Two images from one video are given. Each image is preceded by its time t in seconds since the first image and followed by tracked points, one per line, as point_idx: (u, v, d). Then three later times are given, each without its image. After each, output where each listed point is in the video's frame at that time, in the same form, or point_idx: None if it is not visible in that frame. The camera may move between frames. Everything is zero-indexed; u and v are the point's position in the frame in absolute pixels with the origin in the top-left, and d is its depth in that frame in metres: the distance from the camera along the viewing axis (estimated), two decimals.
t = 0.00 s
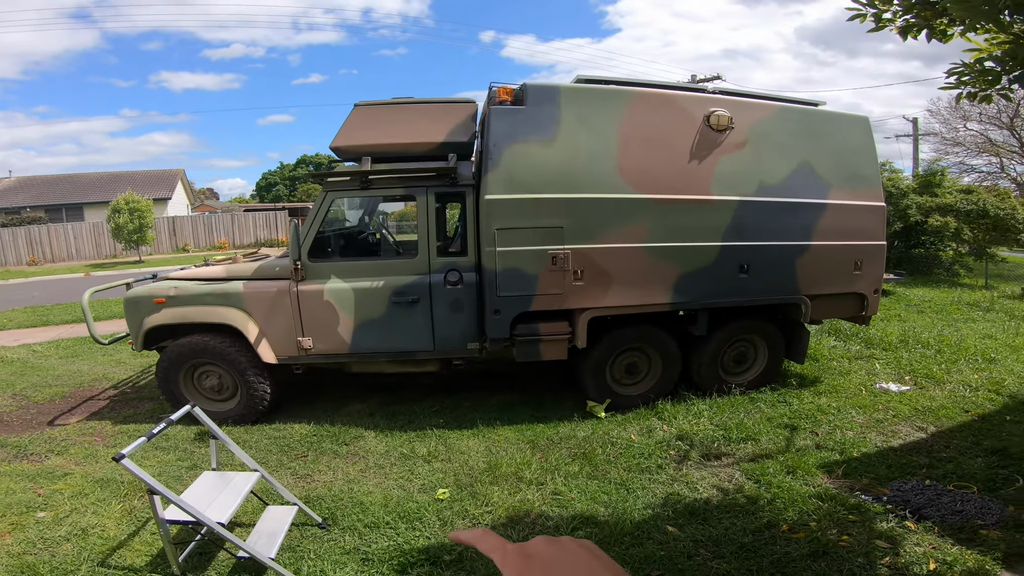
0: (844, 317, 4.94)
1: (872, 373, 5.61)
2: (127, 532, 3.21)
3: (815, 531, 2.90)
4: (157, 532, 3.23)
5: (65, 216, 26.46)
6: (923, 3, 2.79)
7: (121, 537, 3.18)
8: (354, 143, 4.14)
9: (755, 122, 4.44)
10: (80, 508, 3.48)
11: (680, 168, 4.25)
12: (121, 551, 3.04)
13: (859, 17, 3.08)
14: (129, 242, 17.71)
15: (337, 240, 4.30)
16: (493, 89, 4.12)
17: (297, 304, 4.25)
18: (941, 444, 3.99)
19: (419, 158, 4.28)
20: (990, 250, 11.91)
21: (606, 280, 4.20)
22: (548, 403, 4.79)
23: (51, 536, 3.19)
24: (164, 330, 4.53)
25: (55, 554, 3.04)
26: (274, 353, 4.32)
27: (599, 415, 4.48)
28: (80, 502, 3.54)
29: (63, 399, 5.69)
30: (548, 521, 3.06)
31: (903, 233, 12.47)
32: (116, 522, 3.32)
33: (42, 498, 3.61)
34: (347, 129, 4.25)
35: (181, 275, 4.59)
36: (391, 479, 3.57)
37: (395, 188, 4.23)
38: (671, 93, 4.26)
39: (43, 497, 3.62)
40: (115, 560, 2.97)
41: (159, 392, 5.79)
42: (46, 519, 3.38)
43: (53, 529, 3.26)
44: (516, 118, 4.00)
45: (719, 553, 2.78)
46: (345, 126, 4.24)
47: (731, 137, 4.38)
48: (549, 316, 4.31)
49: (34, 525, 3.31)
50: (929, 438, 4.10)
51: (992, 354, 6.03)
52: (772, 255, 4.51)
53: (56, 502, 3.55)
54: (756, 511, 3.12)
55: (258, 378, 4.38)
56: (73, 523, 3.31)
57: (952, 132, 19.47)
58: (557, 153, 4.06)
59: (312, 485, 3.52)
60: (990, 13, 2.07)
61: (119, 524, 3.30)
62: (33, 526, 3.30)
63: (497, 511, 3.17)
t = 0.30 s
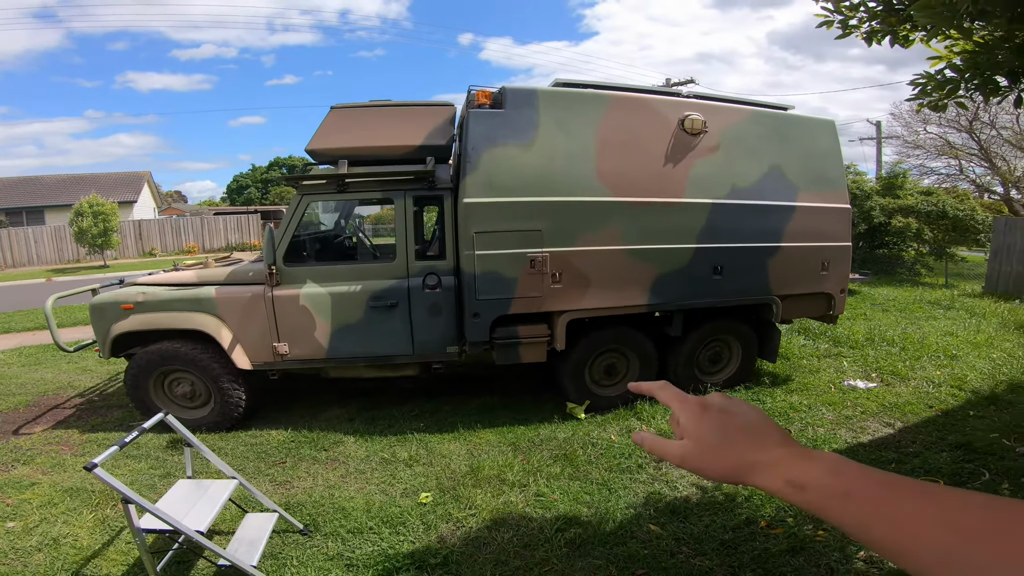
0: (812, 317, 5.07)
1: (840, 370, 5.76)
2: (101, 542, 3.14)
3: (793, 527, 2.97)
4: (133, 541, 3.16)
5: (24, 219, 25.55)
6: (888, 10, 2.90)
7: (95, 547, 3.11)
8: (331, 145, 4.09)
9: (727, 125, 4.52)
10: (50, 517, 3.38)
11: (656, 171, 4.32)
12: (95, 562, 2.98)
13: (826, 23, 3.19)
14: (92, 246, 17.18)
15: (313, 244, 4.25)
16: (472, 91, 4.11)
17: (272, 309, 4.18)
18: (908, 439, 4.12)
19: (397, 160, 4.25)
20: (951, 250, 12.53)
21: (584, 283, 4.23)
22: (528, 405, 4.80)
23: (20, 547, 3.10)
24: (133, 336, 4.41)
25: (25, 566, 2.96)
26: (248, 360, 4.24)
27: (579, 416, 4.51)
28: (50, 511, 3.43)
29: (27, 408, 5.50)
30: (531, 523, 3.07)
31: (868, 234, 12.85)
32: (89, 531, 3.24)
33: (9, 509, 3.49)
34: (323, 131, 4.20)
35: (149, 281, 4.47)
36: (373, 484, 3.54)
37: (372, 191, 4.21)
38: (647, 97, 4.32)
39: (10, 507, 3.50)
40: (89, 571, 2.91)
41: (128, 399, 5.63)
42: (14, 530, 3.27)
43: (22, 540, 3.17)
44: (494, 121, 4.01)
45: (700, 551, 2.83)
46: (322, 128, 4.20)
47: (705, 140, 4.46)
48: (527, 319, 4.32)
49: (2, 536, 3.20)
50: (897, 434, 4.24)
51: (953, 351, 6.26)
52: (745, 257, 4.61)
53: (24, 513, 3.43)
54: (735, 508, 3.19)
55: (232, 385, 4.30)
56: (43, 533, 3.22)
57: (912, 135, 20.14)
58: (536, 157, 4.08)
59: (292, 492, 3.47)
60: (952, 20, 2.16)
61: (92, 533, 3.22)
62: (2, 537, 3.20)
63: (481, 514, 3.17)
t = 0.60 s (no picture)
0: (778, 317, 5.20)
1: (806, 369, 5.94)
2: (71, 553, 3.04)
3: (768, 522, 3.06)
4: (104, 552, 3.06)
5: None
6: (852, 19, 3.03)
7: (65, 558, 3.00)
8: (306, 148, 4.05)
9: (698, 131, 4.63)
10: (14, 529, 3.25)
11: (630, 175, 4.39)
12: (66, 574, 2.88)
13: (793, 32, 3.31)
14: (48, 250, 16.52)
15: (285, 248, 4.19)
16: (448, 95, 4.11)
17: (244, 315, 4.10)
18: (872, 435, 4.28)
19: (373, 164, 4.23)
20: (906, 251, 12.88)
21: (561, 286, 4.27)
22: (506, 408, 4.82)
23: None
24: (95, 344, 4.26)
25: None
26: (220, 367, 4.15)
27: (557, 418, 4.54)
28: (14, 523, 3.30)
29: None
30: (514, 525, 3.08)
31: (829, 236, 13.27)
32: (57, 542, 3.13)
33: None
34: (298, 134, 4.15)
35: (112, 286, 4.34)
36: (353, 490, 3.50)
37: (347, 195, 4.17)
38: (621, 103, 4.40)
39: None
40: None
41: (91, 409, 5.44)
42: None
43: None
44: (471, 125, 4.02)
45: (681, 548, 2.89)
46: (296, 131, 4.15)
47: (677, 145, 4.55)
48: (505, 323, 4.34)
49: None
50: (862, 430, 4.40)
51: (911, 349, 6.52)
52: (716, 260, 4.72)
53: None
54: (712, 505, 3.26)
55: (203, 393, 4.20)
56: (8, 546, 3.10)
57: (870, 140, 20.86)
58: (512, 161, 4.11)
59: (269, 499, 3.41)
60: (912, 30, 2.27)
61: (61, 544, 3.11)
62: None
63: (464, 517, 3.17)
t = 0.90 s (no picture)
0: (752, 318, 5.32)
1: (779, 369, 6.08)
2: (45, 559, 2.96)
3: (747, 519, 3.13)
4: (79, 558, 2.99)
5: None
6: (826, 26, 3.12)
7: (38, 565, 2.92)
8: (287, 149, 4.01)
9: (676, 135, 4.71)
10: None
11: (610, 179, 4.45)
12: None
13: (769, 40, 3.39)
14: (10, 251, 15.96)
15: (263, 249, 4.14)
16: (431, 96, 4.11)
17: (221, 317, 4.04)
18: (844, 432, 4.41)
19: (355, 165, 4.21)
20: (872, 254, 13.09)
21: (543, 288, 4.30)
22: (487, 410, 4.83)
23: None
24: (64, 347, 4.14)
25: None
26: (196, 370, 4.08)
27: (539, 419, 4.57)
28: None
29: None
30: (499, 526, 3.10)
31: (800, 239, 13.60)
32: (29, 549, 3.04)
33: None
34: (279, 133, 4.11)
35: (82, 288, 4.23)
36: (335, 493, 3.48)
37: (327, 196, 4.15)
38: (602, 107, 4.45)
39: None
40: None
41: (59, 413, 5.28)
42: None
43: None
44: (454, 128, 4.03)
45: (665, 545, 2.94)
46: (276, 131, 4.10)
47: (656, 150, 4.63)
48: (487, 324, 4.36)
49: None
50: (834, 427, 4.52)
51: (879, 349, 6.72)
52: (694, 262, 4.80)
53: None
54: (693, 503, 3.32)
55: (177, 396, 4.12)
56: None
57: (839, 145, 21.43)
58: (495, 163, 4.13)
59: (249, 504, 3.36)
60: (884, 38, 2.36)
61: (33, 551, 3.02)
62: None
63: (449, 518, 3.17)
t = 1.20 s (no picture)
0: (773, 322, 5.26)
1: (800, 373, 6.01)
2: (71, 554, 3.04)
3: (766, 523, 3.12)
4: (105, 554, 3.07)
5: None
6: (852, 23, 3.09)
7: (65, 560, 3.01)
8: (309, 151, 4.08)
9: (696, 137, 4.69)
10: (13, 530, 3.25)
11: (629, 181, 4.44)
12: None
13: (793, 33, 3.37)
14: (40, 251, 16.40)
15: (285, 250, 4.21)
16: (451, 99, 4.14)
17: (245, 317, 4.11)
18: (866, 437, 4.34)
19: (375, 167, 4.26)
20: (897, 258, 12.82)
21: (561, 290, 4.31)
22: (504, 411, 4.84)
23: None
24: (93, 345, 4.26)
25: None
26: (220, 368, 4.16)
27: (556, 421, 4.57)
28: (11, 525, 3.30)
29: None
30: (515, 527, 3.11)
31: (822, 242, 13.42)
32: (57, 544, 3.13)
33: None
34: (302, 136, 4.18)
35: (111, 287, 4.34)
36: (354, 492, 3.52)
37: (349, 198, 4.21)
38: (621, 109, 4.45)
39: None
40: None
41: (87, 410, 5.42)
42: None
43: None
44: (474, 130, 4.06)
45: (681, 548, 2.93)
46: (299, 134, 4.17)
47: (676, 152, 4.61)
48: (505, 326, 4.38)
49: None
50: (856, 432, 4.46)
51: (903, 353, 6.61)
52: (713, 265, 4.77)
53: None
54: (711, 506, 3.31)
55: (202, 394, 4.20)
56: (7, 547, 3.10)
57: (862, 146, 21.09)
58: (514, 166, 4.15)
59: (269, 501, 3.42)
60: (909, 39, 2.35)
61: (61, 546, 3.11)
62: None
63: (466, 518, 3.19)
